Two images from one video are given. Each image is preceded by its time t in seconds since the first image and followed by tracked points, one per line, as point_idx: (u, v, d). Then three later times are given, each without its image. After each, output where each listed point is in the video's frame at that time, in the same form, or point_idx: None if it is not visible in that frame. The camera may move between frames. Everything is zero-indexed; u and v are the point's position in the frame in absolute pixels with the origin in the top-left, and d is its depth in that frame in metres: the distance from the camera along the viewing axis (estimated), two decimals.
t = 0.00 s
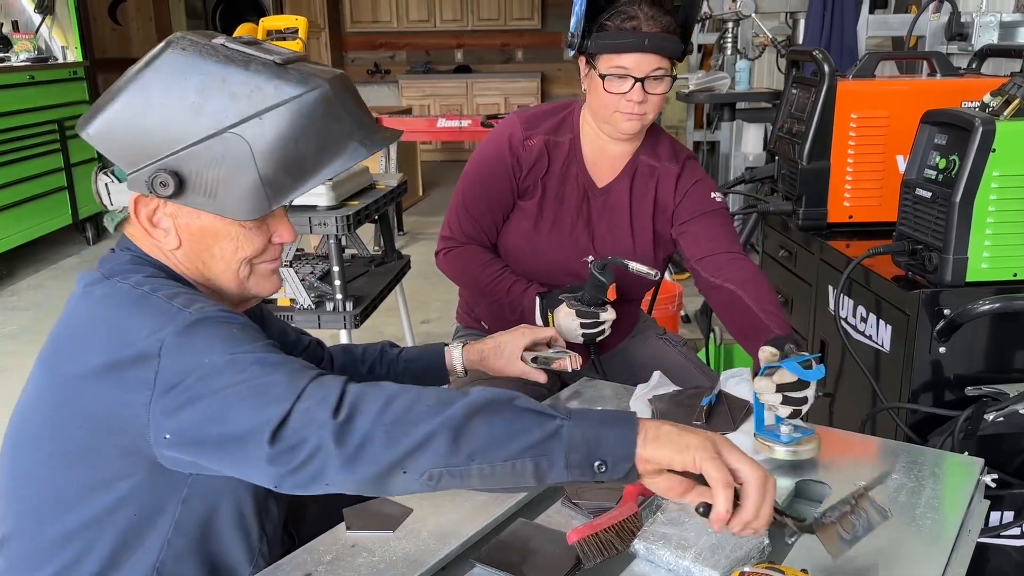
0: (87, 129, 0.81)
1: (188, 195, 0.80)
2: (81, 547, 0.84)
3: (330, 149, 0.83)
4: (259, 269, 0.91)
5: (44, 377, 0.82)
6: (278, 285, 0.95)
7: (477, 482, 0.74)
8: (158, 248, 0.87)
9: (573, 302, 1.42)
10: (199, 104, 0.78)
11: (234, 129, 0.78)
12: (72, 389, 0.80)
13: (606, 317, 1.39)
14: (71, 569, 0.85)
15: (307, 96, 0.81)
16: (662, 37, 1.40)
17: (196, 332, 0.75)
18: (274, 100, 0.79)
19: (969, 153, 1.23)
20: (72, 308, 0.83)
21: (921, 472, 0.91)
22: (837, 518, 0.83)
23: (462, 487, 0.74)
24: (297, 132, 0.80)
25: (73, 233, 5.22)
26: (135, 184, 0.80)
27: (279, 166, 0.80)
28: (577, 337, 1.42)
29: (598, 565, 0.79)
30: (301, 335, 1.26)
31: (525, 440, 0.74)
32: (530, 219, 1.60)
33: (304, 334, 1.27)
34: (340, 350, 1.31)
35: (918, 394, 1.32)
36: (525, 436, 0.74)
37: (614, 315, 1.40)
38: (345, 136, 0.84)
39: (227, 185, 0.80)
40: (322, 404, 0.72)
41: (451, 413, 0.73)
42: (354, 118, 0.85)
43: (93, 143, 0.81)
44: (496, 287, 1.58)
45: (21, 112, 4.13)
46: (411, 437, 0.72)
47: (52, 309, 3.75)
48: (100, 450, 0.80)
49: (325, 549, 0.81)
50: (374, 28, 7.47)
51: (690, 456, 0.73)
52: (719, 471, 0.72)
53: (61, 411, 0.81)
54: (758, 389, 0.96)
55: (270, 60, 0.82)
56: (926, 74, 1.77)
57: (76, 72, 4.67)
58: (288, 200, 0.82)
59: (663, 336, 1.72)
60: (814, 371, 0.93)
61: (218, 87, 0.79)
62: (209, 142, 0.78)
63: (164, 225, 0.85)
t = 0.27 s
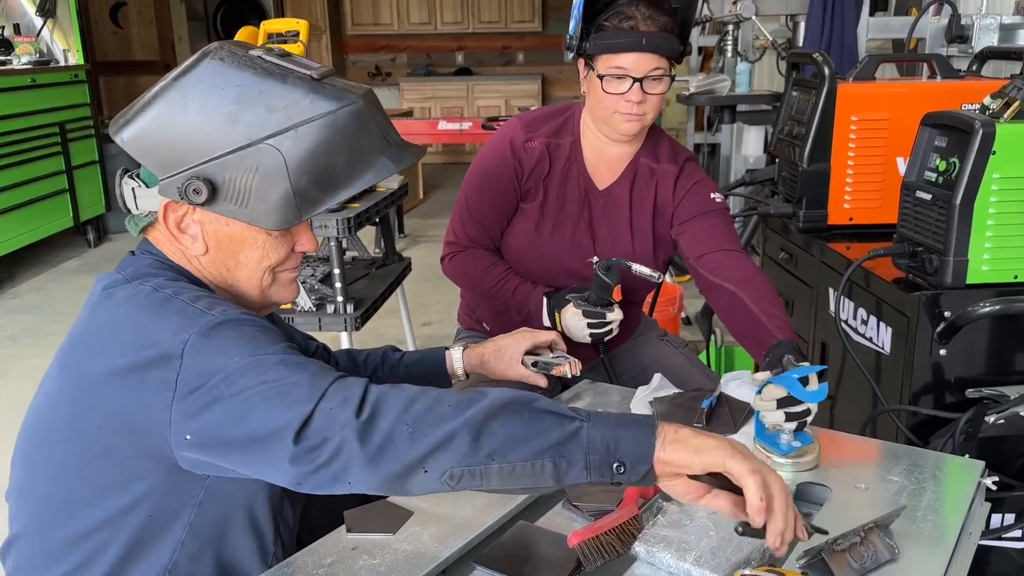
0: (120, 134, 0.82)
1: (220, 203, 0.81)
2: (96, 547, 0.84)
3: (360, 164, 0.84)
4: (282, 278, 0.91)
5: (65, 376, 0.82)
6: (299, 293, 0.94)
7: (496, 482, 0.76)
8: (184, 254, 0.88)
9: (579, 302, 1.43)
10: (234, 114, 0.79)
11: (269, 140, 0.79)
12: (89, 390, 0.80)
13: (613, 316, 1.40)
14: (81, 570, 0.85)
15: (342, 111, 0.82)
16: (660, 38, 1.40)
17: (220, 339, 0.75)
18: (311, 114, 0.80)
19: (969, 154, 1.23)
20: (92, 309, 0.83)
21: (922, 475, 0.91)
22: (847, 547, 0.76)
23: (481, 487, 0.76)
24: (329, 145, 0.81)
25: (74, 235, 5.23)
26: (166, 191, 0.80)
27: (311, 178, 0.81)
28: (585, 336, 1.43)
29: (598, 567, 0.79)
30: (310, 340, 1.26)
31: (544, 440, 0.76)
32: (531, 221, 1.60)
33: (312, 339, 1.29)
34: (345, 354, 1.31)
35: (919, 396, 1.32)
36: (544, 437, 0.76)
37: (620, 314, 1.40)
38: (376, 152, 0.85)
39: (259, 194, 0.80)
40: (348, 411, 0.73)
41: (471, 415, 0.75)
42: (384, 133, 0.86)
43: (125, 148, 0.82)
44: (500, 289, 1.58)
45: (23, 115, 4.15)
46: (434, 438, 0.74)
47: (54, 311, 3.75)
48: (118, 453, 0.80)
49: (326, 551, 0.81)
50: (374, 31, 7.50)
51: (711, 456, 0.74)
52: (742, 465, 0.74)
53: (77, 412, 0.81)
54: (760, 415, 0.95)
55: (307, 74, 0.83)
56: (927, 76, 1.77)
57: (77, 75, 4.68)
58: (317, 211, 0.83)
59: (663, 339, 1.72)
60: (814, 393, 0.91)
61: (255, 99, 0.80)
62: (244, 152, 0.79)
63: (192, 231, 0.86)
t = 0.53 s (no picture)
0: (115, 135, 0.81)
1: (216, 204, 0.80)
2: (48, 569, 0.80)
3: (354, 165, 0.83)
4: (272, 281, 0.91)
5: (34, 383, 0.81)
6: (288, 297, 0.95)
7: (383, 528, 0.65)
8: (179, 255, 0.87)
9: (579, 310, 1.43)
10: (230, 117, 0.78)
11: (263, 142, 0.78)
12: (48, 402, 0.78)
13: (613, 325, 1.40)
14: None
15: (335, 112, 0.80)
16: (663, 47, 1.41)
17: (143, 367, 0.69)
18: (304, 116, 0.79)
19: (969, 160, 1.24)
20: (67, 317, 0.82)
21: (923, 480, 0.92)
22: (848, 553, 0.77)
23: (373, 537, 0.66)
24: (322, 147, 0.80)
25: (76, 239, 5.24)
26: (162, 190, 0.79)
27: (304, 179, 0.80)
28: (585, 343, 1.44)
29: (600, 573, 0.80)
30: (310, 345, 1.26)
31: (425, 469, 0.66)
32: (534, 228, 1.60)
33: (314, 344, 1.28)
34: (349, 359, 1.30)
35: (921, 400, 1.32)
36: (426, 466, 0.66)
37: (620, 322, 1.40)
38: (368, 152, 0.84)
39: (255, 195, 0.79)
40: (237, 454, 0.65)
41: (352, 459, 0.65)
42: (376, 134, 0.85)
43: (122, 150, 0.81)
44: (502, 296, 1.58)
45: (26, 120, 4.16)
46: (312, 483, 0.64)
47: (56, 315, 3.76)
48: (78, 467, 0.77)
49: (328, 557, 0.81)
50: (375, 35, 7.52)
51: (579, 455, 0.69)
52: (613, 464, 0.70)
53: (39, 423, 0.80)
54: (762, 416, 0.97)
55: (301, 76, 0.81)
56: (927, 81, 1.78)
57: (80, 79, 4.69)
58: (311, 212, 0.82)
59: (665, 344, 1.73)
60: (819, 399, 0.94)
61: (250, 101, 0.78)
62: (240, 153, 0.78)
63: (187, 232, 0.85)
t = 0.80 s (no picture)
0: (84, 138, 0.81)
1: (181, 207, 0.80)
2: None
3: (324, 169, 0.82)
4: (244, 284, 0.91)
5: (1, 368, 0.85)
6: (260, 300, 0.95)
7: None
8: (147, 259, 0.87)
9: (581, 317, 1.42)
10: (195, 121, 0.78)
11: (228, 145, 0.78)
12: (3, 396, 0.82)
13: (615, 332, 1.39)
14: None
15: (302, 116, 0.80)
16: (664, 59, 1.41)
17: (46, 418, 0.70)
18: (271, 119, 0.79)
19: (970, 165, 1.24)
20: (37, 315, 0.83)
21: (925, 487, 0.91)
22: (851, 559, 0.76)
23: None
24: (289, 150, 0.79)
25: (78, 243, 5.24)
26: (129, 194, 0.80)
27: (271, 183, 0.79)
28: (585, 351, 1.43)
29: None
30: (303, 345, 1.28)
31: None
32: (535, 236, 1.60)
33: (308, 344, 1.30)
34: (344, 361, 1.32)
35: (922, 405, 1.32)
36: None
37: (622, 330, 1.39)
38: (338, 155, 0.83)
39: (220, 199, 0.79)
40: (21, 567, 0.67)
41: None
42: (347, 138, 0.84)
43: (88, 153, 0.81)
44: (504, 302, 1.58)
45: (28, 124, 4.17)
46: None
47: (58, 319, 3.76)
48: None
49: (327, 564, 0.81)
50: (377, 40, 7.54)
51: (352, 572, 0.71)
52: None
53: None
54: (788, 406, 0.98)
55: (269, 79, 0.81)
56: (928, 86, 1.78)
57: (82, 84, 4.70)
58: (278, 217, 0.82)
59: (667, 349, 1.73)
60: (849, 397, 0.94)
61: (215, 105, 0.79)
62: (204, 157, 0.78)
63: (155, 235, 0.85)
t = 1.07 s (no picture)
0: (43, 147, 0.80)
1: (148, 216, 0.80)
2: None
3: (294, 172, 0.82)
4: (213, 292, 0.91)
5: None
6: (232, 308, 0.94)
7: None
8: (117, 267, 0.87)
9: (585, 324, 1.41)
10: (160, 126, 0.78)
11: (194, 151, 0.78)
12: None
13: (619, 341, 1.38)
14: None
15: (269, 119, 0.79)
16: (665, 69, 1.40)
17: (3, 446, 0.72)
18: (239, 121, 0.79)
19: (972, 172, 1.23)
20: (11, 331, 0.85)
21: (929, 495, 0.91)
22: (855, 569, 0.76)
23: None
24: (258, 155, 0.79)
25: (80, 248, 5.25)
26: (95, 204, 0.79)
27: (240, 189, 0.79)
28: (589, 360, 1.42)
29: None
30: (293, 344, 1.27)
31: None
32: (539, 242, 1.60)
33: (298, 344, 1.30)
34: (338, 360, 1.32)
35: (925, 412, 1.31)
36: None
37: (626, 339, 1.38)
38: (307, 158, 0.82)
39: (188, 206, 0.79)
40: None
41: None
42: (318, 139, 0.83)
43: (49, 161, 0.80)
44: (508, 308, 1.58)
45: (30, 129, 4.17)
46: None
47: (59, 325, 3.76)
48: None
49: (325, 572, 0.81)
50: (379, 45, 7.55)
51: None
52: None
53: None
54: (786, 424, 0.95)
55: (235, 82, 0.81)
56: (929, 92, 1.78)
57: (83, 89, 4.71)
58: (249, 223, 0.81)
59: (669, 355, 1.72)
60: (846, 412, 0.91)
61: (179, 110, 0.78)
62: (171, 165, 0.78)
63: (123, 243, 0.84)
